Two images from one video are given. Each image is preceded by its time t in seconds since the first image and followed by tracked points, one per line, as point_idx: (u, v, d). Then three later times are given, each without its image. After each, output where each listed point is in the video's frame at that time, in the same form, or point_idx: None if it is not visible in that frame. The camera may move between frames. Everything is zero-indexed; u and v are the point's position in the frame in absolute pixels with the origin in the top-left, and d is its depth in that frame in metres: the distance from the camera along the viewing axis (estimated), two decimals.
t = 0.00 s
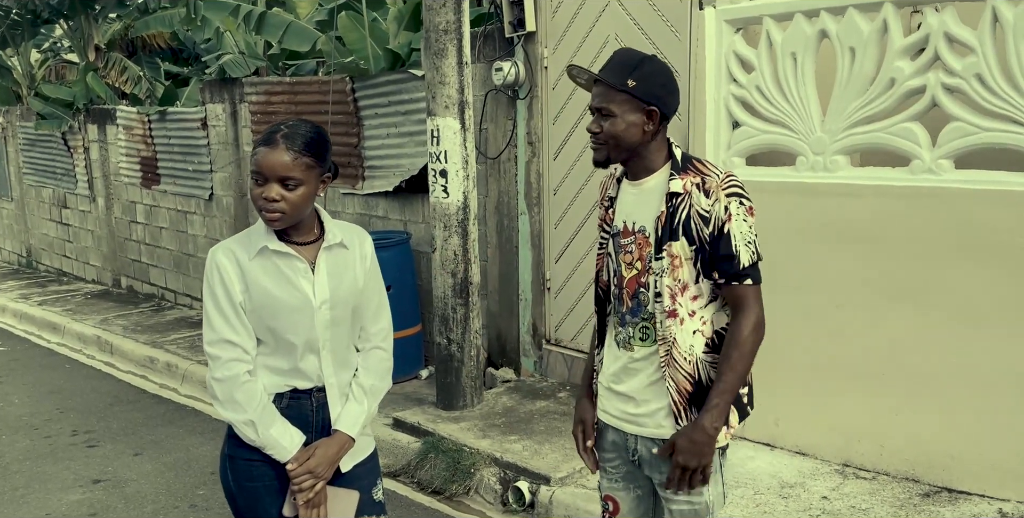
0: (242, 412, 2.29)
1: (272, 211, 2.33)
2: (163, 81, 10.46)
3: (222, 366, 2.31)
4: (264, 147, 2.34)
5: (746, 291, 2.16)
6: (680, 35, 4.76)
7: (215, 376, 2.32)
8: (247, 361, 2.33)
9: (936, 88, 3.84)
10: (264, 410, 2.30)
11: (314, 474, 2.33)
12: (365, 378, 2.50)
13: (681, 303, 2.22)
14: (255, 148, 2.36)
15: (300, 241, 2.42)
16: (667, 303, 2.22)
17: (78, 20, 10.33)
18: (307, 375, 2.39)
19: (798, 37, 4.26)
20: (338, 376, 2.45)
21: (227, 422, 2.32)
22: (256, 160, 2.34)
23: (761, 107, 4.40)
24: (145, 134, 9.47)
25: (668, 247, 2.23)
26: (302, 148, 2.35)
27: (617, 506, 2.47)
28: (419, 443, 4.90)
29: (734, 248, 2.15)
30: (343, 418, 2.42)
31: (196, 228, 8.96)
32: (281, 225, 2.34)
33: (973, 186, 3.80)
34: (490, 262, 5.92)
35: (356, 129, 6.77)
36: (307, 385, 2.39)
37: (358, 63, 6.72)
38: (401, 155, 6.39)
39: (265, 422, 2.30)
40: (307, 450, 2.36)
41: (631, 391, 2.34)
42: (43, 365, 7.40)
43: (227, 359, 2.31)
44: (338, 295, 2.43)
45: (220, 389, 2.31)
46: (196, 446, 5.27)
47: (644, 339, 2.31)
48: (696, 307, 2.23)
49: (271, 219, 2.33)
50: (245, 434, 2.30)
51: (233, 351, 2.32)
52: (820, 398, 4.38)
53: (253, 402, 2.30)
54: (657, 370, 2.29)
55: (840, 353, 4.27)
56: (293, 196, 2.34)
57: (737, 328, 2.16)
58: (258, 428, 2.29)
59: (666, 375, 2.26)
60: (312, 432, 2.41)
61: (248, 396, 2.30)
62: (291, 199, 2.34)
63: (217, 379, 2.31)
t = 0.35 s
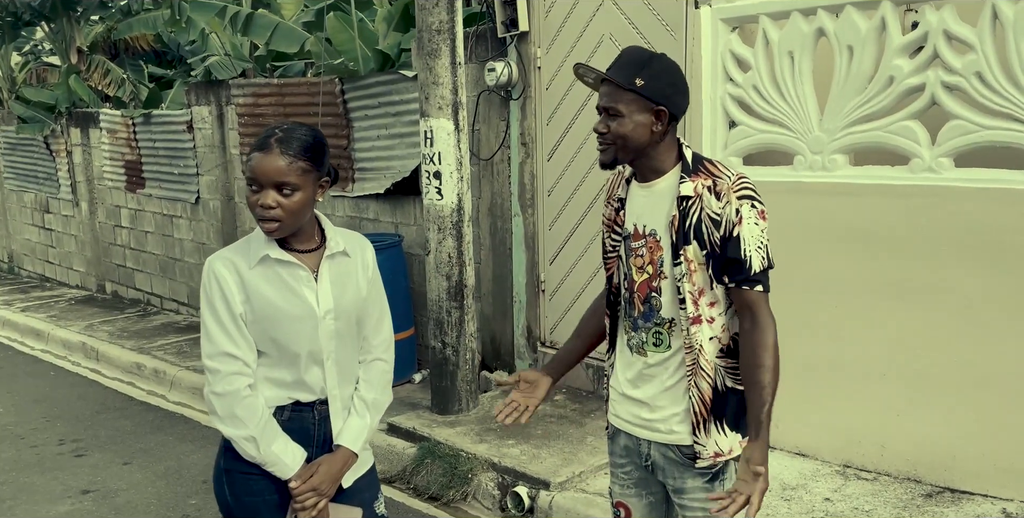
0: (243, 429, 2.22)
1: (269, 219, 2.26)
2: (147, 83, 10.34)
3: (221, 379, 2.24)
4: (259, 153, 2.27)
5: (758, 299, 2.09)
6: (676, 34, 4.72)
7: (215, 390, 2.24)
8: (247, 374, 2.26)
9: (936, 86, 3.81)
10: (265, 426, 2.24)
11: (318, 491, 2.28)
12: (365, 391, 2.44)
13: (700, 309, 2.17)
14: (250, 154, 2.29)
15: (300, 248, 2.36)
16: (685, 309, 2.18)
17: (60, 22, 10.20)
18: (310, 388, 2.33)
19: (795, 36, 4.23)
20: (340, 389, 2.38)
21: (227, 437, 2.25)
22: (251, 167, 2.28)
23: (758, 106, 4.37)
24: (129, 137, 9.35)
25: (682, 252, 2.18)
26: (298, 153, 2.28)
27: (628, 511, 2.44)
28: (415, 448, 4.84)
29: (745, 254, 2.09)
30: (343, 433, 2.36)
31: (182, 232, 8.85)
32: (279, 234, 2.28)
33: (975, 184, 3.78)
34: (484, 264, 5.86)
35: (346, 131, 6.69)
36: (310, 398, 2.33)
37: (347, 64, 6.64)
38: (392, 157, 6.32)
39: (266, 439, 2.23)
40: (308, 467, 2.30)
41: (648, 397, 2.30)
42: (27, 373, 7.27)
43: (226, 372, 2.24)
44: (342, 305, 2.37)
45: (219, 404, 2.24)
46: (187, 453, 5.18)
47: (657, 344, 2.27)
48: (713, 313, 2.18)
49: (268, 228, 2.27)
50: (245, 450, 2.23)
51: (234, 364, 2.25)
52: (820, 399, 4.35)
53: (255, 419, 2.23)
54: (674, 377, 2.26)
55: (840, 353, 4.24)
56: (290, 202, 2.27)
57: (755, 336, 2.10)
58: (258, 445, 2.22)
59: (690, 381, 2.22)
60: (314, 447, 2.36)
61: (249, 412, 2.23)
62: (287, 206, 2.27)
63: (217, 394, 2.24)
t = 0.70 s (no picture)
0: (251, 441, 2.16)
1: (302, 219, 2.24)
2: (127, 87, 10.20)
3: (227, 390, 2.17)
4: (280, 153, 2.23)
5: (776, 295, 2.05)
6: (667, 34, 4.70)
7: (222, 401, 2.18)
8: (253, 383, 2.20)
9: (930, 85, 3.81)
10: (273, 438, 2.19)
11: (328, 502, 2.25)
12: (371, 396, 2.41)
13: (708, 312, 2.15)
14: (266, 155, 2.23)
15: (304, 248, 2.33)
16: (695, 312, 2.15)
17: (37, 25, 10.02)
18: (317, 394, 2.28)
19: (788, 35, 4.21)
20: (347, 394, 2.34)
21: (233, 450, 2.19)
22: (273, 169, 2.22)
23: (752, 106, 4.35)
24: (110, 141, 9.22)
25: (691, 253, 2.15)
26: (318, 150, 2.28)
27: None
28: (408, 454, 4.78)
29: (761, 250, 2.06)
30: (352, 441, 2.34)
31: (165, 237, 8.73)
32: (308, 233, 2.27)
33: (971, 183, 3.77)
34: (474, 267, 5.82)
35: (332, 133, 6.63)
36: (316, 406, 2.29)
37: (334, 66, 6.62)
38: (379, 160, 6.26)
39: (274, 451, 2.18)
40: (318, 477, 2.27)
41: (657, 402, 2.26)
42: (8, 382, 7.14)
43: (232, 382, 2.17)
44: (347, 306, 2.33)
45: (226, 414, 2.18)
46: (175, 462, 5.09)
47: (667, 348, 2.24)
48: (724, 317, 2.16)
49: (298, 230, 2.25)
50: (253, 464, 2.17)
51: (240, 373, 2.18)
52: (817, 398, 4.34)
53: (263, 429, 2.17)
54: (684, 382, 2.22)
55: (838, 353, 4.23)
56: (318, 200, 2.27)
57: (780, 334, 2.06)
58: (267, 457, 2.17)
59: (699, 387, 2.19)
60: (322, 458, 2.32)
61: (258, 423, 2.17)
62: (316, 205, 2.27)
63: (223, 406, 2.18)
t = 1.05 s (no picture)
0: (257, 457, 2.12)
1: (336, 213, 2.24)
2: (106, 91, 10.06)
3: (237, 401, 2.14)
4: (302, 151, 2.23)
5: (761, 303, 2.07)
6: (657, 36, 4.69)
7: (233, 412, 2.14)
8: (264, 394, 2.18)
9: (921, 86, 3.82)
10: (279, 453, 2.15)
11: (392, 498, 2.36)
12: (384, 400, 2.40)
13: (715, 313, 2.12)
14: (289, 157, 2.21)
15: (310, 256, 2.31)
16: (702, 314, 2.12)
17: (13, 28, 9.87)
18: (324, 400, 2.27)
19: (778, 36, 4.21)
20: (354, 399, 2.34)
21: (237, 463, 2.15)
22: (301, 167, 2.21)
23: (742, 107, 4.35)
24: (89, 145, 9.10)
25: (697, 253, 2.13)
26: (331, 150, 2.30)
27: None
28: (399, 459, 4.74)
29: (762, 255, 2.04)
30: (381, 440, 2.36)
31: (146, 242, 8.62)
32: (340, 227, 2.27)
33: (961, 183, 3.79)
34: (463, 270, 5.80)
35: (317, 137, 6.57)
36: (322, 412, 2.27)
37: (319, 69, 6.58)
38: (366, 163, 6.21)
39: (280, 467, 2.14)
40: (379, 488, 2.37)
41: (660, 408, 2.25)
42: None
43: (242, 392, 2.14)
44: (352, 311, 2.34)
45: (233, 425, 2.15)
46: (161, 471, 5.02)
47: (671, 352, 2.23)
48: (734, 317, 2.13)
49: (333, 224, 2.23)
50: (253, 478, 2.14)
51: (250, 382, 2.15)
52: (810, 399, 4.34)
53: (272, 445, 2.14)
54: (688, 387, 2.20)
55: (831, 353, 4.23)
56: (342, 194, 2.29)
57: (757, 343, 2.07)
58: (269, 474, 2.13)
59: (704, 391, 2.15)
60: (330, 462, 2.30)
61: (267, 438, 2.14)
62: (342, 199, 2.29)
63: (234, 417, 2.14)
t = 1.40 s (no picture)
0: (260, 472, 2.11)
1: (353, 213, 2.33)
2: (84, 95, 9.98)
3: (243, 416, 2.12)
4: (320, 154, 2.29)
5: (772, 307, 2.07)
6: (645, 39, 4.70)
7: (239, 427, 2.12)
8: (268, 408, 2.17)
9: (908, 89, 3.85)
10: (280, 471, 2.14)
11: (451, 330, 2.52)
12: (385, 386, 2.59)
13: (717, 317, 2.16)
14: (308, 161, 2.27)
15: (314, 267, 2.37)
16: (702, 318, 2.16)
17: None
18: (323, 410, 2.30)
19: (765, 40, 4.23)
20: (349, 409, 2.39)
21: (236, 476, 2.12)
22: (321, 170, 2.28)
23: (729, 110, 4.36)
24: (68, 150, 9.00)
25: (699, 257, 2.16)
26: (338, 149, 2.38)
27: None
28: (389, 465, 4.70)
29: (762, 259, 2.06)
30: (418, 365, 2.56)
31: (127, 248, 8.53)
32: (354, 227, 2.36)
33: (949, 185, 3.82)
34: (450, 274, 5.78)
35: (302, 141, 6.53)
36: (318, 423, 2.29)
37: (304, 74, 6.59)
38: (351, 167, 6.17)
39: (280, 485, 2.13)
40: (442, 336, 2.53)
41: (662, 412, 2.28)
42: None
43: (250, 407, 2.13)
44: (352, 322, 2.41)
45: (233, 439, 2.13)
46: (146, 480, 4.96)
47: (674, 355, 2.26)
48: (729, 320, 2.17)
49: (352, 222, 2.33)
50: (252, 494, 2.11)
51: (257, 396, 2.15)
52: (799, 402, 4.36)
53: (274, 461, 2.13)
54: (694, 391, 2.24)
55: (821, 355, 4.25)
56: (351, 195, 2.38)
57: (769, 346, 2.08)
58: (270, 491, 2.11)
59: (705, 395, 2.20)
60: (322, 470, 2.33)
61: (269, 454, 2.13)
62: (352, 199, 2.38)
63: (239, 432, 2.12)
